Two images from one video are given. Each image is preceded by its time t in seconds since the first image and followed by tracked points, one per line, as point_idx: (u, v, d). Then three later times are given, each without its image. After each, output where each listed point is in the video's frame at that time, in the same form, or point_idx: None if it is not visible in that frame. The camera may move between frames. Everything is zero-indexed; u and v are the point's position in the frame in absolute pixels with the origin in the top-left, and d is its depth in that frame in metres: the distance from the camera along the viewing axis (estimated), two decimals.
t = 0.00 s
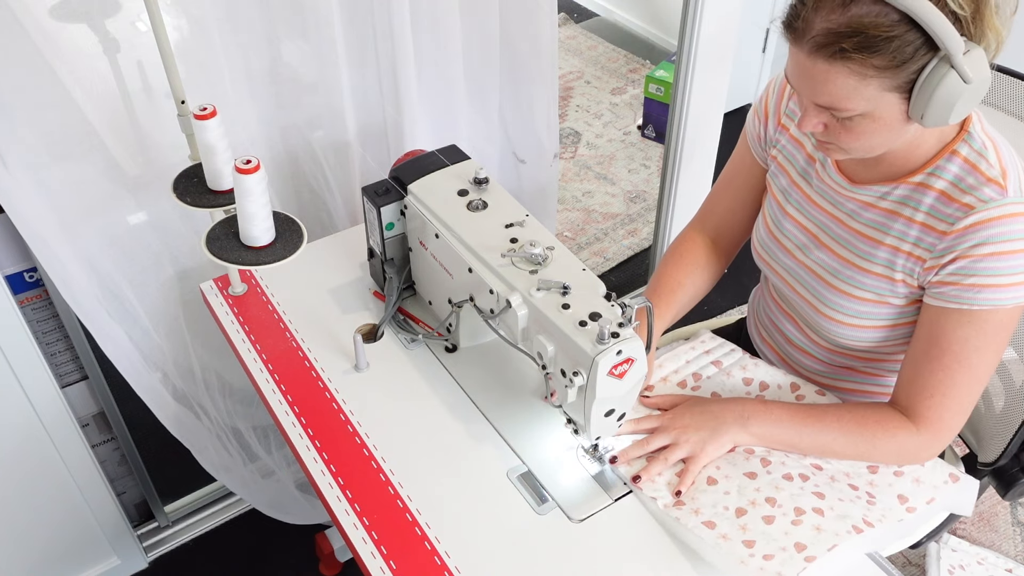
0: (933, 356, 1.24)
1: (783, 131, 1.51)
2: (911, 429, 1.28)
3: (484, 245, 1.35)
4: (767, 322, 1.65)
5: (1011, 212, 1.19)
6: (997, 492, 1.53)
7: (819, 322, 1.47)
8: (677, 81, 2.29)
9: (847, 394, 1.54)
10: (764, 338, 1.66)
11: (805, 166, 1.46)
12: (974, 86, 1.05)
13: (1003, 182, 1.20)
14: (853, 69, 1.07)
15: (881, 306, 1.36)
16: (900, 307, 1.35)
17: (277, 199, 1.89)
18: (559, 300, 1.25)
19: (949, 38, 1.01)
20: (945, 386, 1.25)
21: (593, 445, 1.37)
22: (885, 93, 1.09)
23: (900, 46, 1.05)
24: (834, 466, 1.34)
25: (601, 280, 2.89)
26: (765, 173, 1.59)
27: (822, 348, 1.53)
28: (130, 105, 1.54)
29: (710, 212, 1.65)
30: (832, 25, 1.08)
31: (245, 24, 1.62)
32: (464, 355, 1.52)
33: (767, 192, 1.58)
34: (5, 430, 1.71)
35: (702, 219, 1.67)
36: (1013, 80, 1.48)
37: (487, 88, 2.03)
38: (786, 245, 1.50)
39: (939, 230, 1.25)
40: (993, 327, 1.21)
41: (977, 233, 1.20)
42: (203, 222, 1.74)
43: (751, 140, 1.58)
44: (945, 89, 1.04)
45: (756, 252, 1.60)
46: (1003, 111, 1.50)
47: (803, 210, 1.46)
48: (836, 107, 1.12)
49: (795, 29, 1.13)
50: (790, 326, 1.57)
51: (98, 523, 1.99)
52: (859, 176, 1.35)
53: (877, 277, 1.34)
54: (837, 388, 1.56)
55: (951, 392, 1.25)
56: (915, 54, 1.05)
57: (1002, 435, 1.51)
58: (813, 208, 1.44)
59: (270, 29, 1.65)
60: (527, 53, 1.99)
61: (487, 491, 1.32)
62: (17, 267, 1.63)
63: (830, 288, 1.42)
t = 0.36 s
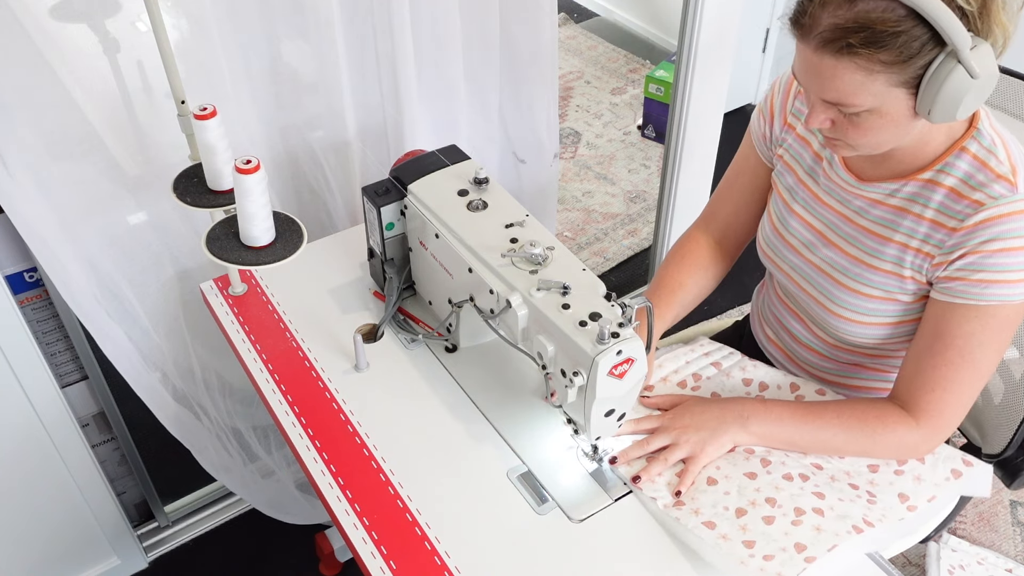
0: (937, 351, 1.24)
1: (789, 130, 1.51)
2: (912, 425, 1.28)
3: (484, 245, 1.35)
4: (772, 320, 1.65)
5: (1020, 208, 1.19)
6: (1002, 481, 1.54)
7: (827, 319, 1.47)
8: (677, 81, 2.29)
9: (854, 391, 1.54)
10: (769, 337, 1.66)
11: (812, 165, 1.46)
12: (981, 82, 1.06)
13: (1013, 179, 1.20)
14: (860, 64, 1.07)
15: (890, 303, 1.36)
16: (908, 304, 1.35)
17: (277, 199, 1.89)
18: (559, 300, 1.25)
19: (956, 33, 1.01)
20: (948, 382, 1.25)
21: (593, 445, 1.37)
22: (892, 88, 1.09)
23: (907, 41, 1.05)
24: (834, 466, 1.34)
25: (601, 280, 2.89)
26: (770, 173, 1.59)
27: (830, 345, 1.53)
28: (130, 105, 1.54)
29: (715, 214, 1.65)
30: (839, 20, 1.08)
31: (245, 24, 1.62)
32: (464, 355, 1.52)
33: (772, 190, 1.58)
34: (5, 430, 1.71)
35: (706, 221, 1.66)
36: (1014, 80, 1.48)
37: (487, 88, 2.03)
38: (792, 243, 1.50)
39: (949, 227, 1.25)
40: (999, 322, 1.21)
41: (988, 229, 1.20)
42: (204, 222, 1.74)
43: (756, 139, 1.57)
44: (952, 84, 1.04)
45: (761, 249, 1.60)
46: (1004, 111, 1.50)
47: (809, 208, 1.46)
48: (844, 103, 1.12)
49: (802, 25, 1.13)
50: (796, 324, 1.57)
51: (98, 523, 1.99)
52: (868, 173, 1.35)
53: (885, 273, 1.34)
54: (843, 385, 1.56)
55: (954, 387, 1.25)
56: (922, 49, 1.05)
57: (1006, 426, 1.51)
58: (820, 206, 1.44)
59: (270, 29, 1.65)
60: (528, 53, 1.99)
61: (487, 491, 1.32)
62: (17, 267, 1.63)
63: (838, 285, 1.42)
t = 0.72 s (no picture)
0: (945, 348, 1.24)
1: (806, 124, 1.52)
2: (913, 423, 1.28)
3: (484, 245, 1.35)
4: (779, 317, 1.65)
5: None
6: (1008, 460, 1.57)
7: (837, 316, 1.47)
8: (676, 81, 2.29)
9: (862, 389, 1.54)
10: (776, 334, 1.67)
11: (825, 159, 1.47)
12: (1003, 74, 1.06)
13: None
14: (883, 52, 1.08)
15: (901, 300, 1.36)
16: (919, 301, 1.35)
17: (277, 199, 1.89)
18: (559, 300, 1.25)
19: (981, 23, 1.02)
20: (952, 379, 1.24)
21: (593, 446, 1.37)
22: (913, 79, 1.09)
23: (931, 29, 1.05)
24: (834, 466, 1.34)
25: (601, 280, 2.88)
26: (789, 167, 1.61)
27: (838, 343, 1.53)
28: (130, 105, 1.54)
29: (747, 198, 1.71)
30: (864, 8, 1.08)
31: (245, 24, 1.62)
32: (464, 355, 1.52)
33: (784, 184, 1.58)
34: (5, 430, 1.71)
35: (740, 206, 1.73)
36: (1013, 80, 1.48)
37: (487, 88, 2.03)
38: (804, 238, 1.50)
39: (965, 226, 1.25)
40: (1009, 320, 1.20)
41: (1003, 229, 1.19)
42: (204, 222, 1.74)
43: (775, 130, 1.60)
44: (975, 75, 1.04)
45: (771, 243, 1.60)
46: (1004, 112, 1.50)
47: (823, 203, 1.47)
48: (864, 93, 1.12)
49: (826, 13, 1.14)
50: (804, 321, 1.57)
51: (98, 523, 1.99)
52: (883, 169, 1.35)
53: (898, 270, 1.34)
54: (851, 383, 1.56)
55: (958, 384, 1.24)
56: (946, 39, 1.05)
57: (1009, 412, 1.52)
58: (834, 201, 1.44)
59: (270, 28, 1.65)
60: (527, 53, 1.99)
61: (487, 491, 1.32)
62: (17, 267, 1.63)
63: (850, 281, 1.42)
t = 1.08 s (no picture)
0: (953, 350, 1.24)
1: (804, 124, 1.52)
2: (934, 421, 1.28)
3: (484, 245, 1.35)
4: (778, 320, 1.65)
5: None
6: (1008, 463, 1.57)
7: (836, 316, 1.47)
8: (676, 81, 2.29)
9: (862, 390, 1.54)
10: (775, 337, 1.67)
11: (822, 159, 1.47)
12: (999, 73, 1.06)
13: None
14: (881, 50, 1.07)
15: (900, 299, 1.36)
16: (918, 301, 1.35)
17: (277, 199, 1.89)
18: (559, 300, 1.25)
19: (977, 20, 1.02)
20: (963, 379, 1.25)
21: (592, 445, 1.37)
22: (910, 77, 1.09)
23: (928, 28, 1.05)
24: (837, 463, 1.34)
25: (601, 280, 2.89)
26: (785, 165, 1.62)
27: (837, 344, 1.53)
28: (130, 105, 1.54)
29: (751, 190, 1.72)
30: (861, 7, 1.08)
31: (245, 23, 1.62)
32: (464, 355, 1.52)
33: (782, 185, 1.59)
34: (5, 430, 1.71)
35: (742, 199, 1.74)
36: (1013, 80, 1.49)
37: (487, 88, 2.03)
38: (802, 239, 1.50)
39: (961, 225, 1.25)
40: (1015, 319, 1.20)
41: (1000, 227, 1.19)
42: (204, 222, 1.74)
43: (774, 130, 1.60)
44: (971, 73, 1.04)
45: (769, 244, 1.60)
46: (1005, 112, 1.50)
47: (820, 203, 1.47)
48: (861, 91, 1.12)
49: (822, 13, 1.14)
50: (802, 323, 1.57)
51: (98, 523, 1.99)
52: (880, 168, 1.35)
53: (897, 269, 1.34)
54: (853, 384, 1.56)
55: (970, 383, 1.25)
56: (943, 37, 1.06)
57: (1009, 414, 1.53)
58: (831, 201, 1.44)
59: (270, 28, 1.65)
60: (528, 53, 1.99)
61: (487, 491, 1.32)
62: (17, 267, 1.63)
63: (848, 281, 1.42)
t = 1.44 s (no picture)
0: (946, 353, 1.24)
1: (795, 127, 1.52)
2: (925, 426, 1.28)
3: (484, 245, 1.35)
4: (777, 323, 1.65)
5: None
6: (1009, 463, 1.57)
7: (833, 320, 1.47)
8: (676, 81, 2.29)
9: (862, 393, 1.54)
10: (774, 340, 1.66)
11: (815, 163, 1.47)
12: (989, 77, 1.06)
13: (1020, 179, 1.20)
14: (868, 58, 1.07)
15: (896, 303, 1.36)
16: (915, 304, 1.35)
17: (278, 199, 1.89)
18: (559, 300, 1.25)
19: (964, 27, 1.02)
20: (956, 384, 1.25)
21: (593, 447, 1.36)
22: (899, 84, 1.09)
23: (915, 35, 1.05)
24: (827, 467, 1.33)
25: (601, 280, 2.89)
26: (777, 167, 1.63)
27: (836, 348, 1.53)
28: (130, 105, 1.54)
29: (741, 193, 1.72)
30: (847, 15, 1.08)
31: (244, 23, 1.61)
32: (464, 355, 1.52)
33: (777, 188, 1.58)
34: (5, 430, 1.71)
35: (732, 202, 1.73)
36: (1014, 80, 1.49)
37: (487, 88, 2.03)
38: (797, 242, 1.50)
39: (955, 227, 1.25)
40: (1006, 322, 1.20)
41: (995, 228, 1.19)
42: (204, 222, 1.74)
43: (765, 134, 1.60)
44: (959, 79, 1.04)
45: (765, 248, 1.60)
46: (1005, 113, 1.50)
47: (814, 207, 1.47)
48: (850, 99, 1.12)
49: (810, 21, 1.14)
50: (801, 327, 1.57)
51: (98, 523, 1.99)
52: (873, 172, 1.35)
53: (892, 273, 1.34)
54: (852, 387, 1.56)
55: (963, 389, 1.25)
56: (930, 44, 1.06)
57: (1009, 413, 1.53)
58: (826, 205, 1.44)
59: (270, 28, 1.65)
60: (528, 52, 1.99)
61: (487, 491, 1.32)
62: (17, 267, 1.62)
63: (844, 285, 1.42)
